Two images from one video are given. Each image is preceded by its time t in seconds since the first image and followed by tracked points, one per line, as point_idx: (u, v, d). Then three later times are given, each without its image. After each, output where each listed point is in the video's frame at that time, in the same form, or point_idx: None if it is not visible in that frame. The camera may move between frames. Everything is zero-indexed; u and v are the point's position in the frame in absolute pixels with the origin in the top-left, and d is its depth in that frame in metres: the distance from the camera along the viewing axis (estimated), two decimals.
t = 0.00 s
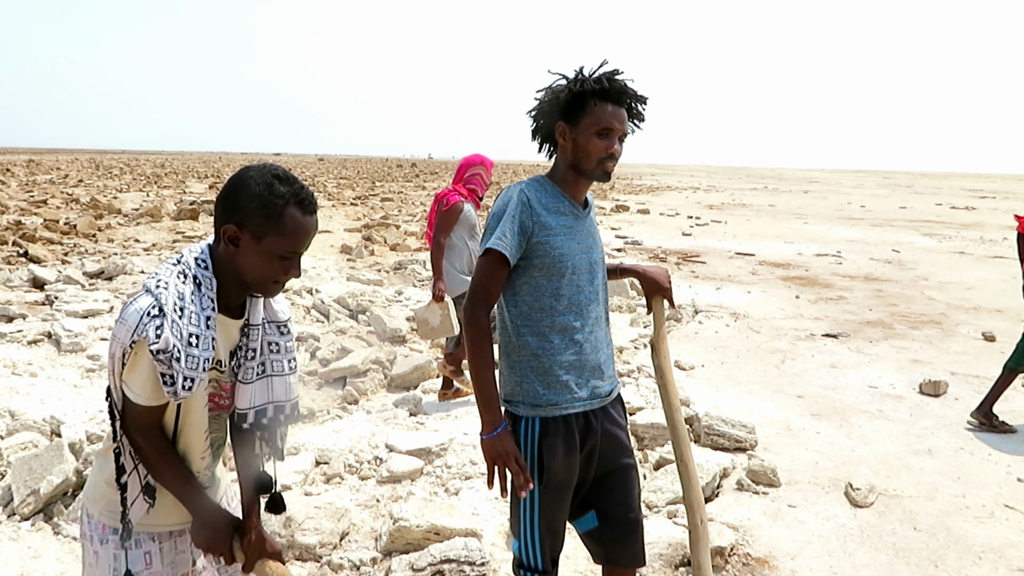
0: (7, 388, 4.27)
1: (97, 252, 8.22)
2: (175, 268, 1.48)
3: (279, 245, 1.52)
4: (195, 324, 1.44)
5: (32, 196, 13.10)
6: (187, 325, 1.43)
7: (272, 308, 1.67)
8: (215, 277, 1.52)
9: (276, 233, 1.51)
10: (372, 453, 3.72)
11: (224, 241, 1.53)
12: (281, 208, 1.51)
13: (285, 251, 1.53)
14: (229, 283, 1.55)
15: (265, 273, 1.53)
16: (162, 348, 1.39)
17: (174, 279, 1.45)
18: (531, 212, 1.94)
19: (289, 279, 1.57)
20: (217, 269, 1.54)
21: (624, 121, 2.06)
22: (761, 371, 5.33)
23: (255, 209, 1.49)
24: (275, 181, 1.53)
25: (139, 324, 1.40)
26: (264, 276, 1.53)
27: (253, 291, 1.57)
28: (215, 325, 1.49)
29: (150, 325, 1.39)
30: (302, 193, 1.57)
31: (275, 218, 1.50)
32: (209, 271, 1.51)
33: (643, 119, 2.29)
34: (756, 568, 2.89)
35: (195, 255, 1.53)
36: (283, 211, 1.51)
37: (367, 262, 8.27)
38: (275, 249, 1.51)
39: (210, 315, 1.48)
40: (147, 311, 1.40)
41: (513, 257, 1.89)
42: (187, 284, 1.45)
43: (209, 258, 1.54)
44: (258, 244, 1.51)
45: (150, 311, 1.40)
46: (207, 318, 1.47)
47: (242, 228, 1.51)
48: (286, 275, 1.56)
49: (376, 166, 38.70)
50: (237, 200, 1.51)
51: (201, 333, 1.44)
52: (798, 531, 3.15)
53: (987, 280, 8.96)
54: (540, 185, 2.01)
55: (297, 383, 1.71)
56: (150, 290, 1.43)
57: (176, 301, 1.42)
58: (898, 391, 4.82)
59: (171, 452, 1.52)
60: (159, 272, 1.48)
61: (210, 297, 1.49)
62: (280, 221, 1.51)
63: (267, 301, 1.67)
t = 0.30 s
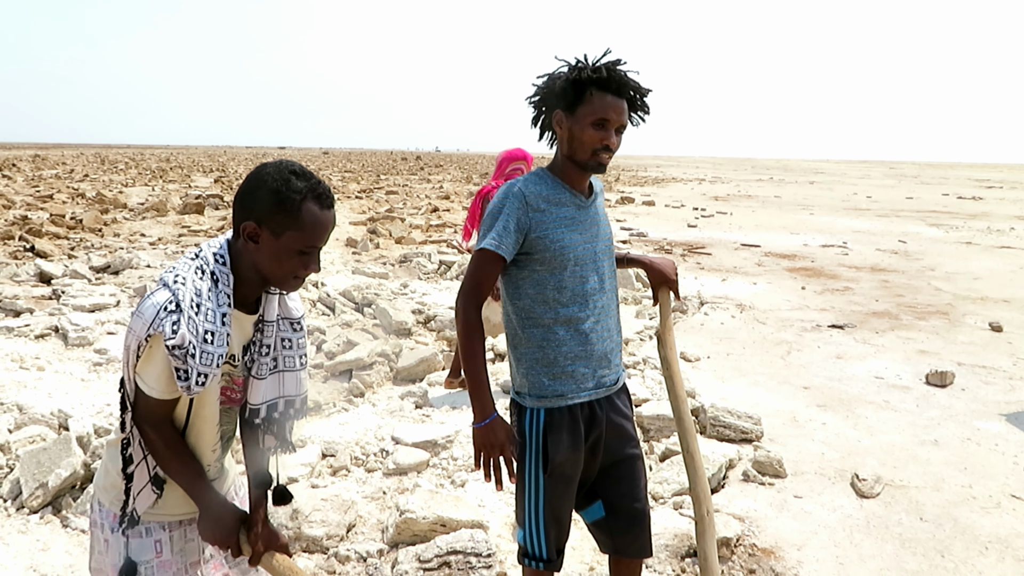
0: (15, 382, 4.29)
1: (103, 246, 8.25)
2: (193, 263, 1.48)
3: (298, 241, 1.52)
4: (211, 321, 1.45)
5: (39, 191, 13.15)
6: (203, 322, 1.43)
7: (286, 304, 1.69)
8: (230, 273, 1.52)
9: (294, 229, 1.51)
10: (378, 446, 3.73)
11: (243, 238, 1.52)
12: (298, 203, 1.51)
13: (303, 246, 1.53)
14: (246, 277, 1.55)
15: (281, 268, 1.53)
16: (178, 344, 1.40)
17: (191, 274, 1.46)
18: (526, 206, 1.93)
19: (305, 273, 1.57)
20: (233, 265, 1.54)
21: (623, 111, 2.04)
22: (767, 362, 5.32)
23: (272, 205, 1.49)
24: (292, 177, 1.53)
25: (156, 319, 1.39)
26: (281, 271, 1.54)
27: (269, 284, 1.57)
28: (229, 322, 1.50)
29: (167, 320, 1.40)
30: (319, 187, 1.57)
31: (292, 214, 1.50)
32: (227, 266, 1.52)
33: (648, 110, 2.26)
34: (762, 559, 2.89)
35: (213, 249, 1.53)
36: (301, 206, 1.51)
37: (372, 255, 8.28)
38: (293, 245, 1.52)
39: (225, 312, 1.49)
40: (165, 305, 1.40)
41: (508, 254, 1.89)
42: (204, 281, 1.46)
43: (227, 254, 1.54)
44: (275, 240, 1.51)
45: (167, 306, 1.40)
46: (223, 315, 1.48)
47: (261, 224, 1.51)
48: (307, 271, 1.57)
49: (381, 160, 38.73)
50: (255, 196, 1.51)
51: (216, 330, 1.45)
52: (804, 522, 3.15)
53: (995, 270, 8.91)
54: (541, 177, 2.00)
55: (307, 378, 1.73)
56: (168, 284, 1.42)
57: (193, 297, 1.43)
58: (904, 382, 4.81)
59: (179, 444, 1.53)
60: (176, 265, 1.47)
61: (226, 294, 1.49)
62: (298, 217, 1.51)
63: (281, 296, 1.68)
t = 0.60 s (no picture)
0: (11, 376, 4.28)
1: (99, 240, 8.22)
2: (190, 258, 1.48)
3: (299, 237, 1.51)
4: (208, 317, 1.44)
5: (33, 185, 13.08)
6: (200, 317, 1.43)
7: (284, 299, 1.67)
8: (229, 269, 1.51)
9: (294, 223, 1.49)
10: (375, 438, 3.73)
11: (243, 232, 1.52)
12: (300, 199, 1.50)
13: (304, 243, 1.52)
14: (245, 273, 1.54)
15: (281, 262, 1.52)
16: (175, 340, 1.39)
17: (189, 268, 1.45)
18: (520, 200, 1.92)
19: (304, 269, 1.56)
20: (231, 259, 1.53)
21: (607, 107, 1.98)
22: (764, 352, 5.33)
23: (275, 201, 1.49)
24: (294, 172, 1.52)
25: (153, 314, 1.39)
26: (281, 266, 1.53)
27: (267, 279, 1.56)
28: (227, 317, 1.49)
29: (164, 315, 1.39)
30: (321, 182, 1.56)
31: (296, 209, 1.49)
32: (225, 261, 1.51)
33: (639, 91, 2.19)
34: (758, 548, 2.90)
35: (213, 245, 1.52)
36: (303, 203, 1.50)
37: (368, 247, 8.26)
38: (293, 241, 1.50)
39: (224, 308, 1.48)
40: (162, 300, 1.40)
41: (505, 246, 1.87)
42: (201, 276, 1.45)
43: (224, 249, 1.53)
44: (277, 236, 1.50)
45: (164, 301, 1.39)
46: (220, 311, 1.47)
47: (262, 219, 1.50)
48: (306, 267, 1.55)
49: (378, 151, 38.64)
50: (257, 191, 1.50)
51: (213, 326, 1.45)
52: (801, 511, 3.16)
53: (991, 259, 8.93)
54: (532, 171, 1.99)
55: (307, 374, 1.71)
56: (165, 279, 1.42)
57: (190, 293, 1.42)
58: (900, 371, 4.82)
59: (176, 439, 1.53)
60: (174, 260, 1.47)
61: (223, 289, 1.48)
62: (299, 213, 1.50)
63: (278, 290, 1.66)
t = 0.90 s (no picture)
0: (8, 371, 4.27)
1: (95, 234, 8.19)
2: (178, 253, 1.46)
3: (286, 225, 1.50)
4: (199, 313, 1.43)
5: (28, 179, 13.02)
6: (191, 314, 1.42)
7: (275, 289, 1.66)
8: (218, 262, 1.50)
9: (281, 211, 1.49)
10: (373, 430, 3.73)
11: (229, 222, 1.51)
12: (285, 186, 1.49)
13: (291, 230, 1.51)
14: (234, 264, 1.53)
15: (270, 252, 1.51)
16: (166, 338, 1.39)
17: (178, 264, 1.44)
18: (521, 187, 1.93)
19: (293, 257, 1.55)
20: (220, 252, 1.52)
21: (615, 104, 1.97)
22: (761, 342, 5.34)
23: (259, 187, 1.47)
24: (279, 159, 1.51)
25: (143, 313, 1.39)
26: (269, 255, 1.52)
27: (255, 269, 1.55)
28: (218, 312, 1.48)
29: (154, 314, 1.39)
30: (307, 170, 1.55)
31: (281, 197, 1.48)
32: (214, 254, 1.50)
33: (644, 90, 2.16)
34: (756, 538, 2.91)
35: (200, 237, 1.51)
36: (288, 189, 1.49)
37: (365, 239, 8.24)
38: (281, 229, 1.50)
39: (214, 302, 1.47)
40: (151, 300, 1.39)
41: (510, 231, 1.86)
42: (190, 272, 1.44)
43: (213, 242, 1.51)
44: (263, 223, 1.49)
45: (153, 300, 1.39)
46: (211, 305, 1.46)
47: (247, 207, 1.49)
48: (294, 254, 1.55)
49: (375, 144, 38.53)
50: (243, 179, 1.48)
51: (205, 321, 1.44)
52: (799, 501, 3.17)
53: (988, 248, 8.93)
54: (531, 160, 1.98)
55: (300, 363, 1.71)
56: (153, 277, 1.41)
57: (179, 290, 1.41)
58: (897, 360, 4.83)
59: (173, 435, 1.54)
60: (163, 256, 1.46)
61: (213, 283, 1.47)
62: (285, 200, 1.49)
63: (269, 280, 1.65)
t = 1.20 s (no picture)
0: (8, 363, 4.27)
1: (94, 225, 8.17)
2: (180, 237, 1.46)
3: (287, 211, 1.50)
4: (196, 296, 1.43)
5: (26, 171, 12.97)
6: (187, 297, 1.42)
7: (278, 277, 1.66)
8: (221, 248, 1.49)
9: (283, 198, 1.49)
10: (374, 421, 3.73)
11: (233, 209, 1.51)
12: (287, 172, 1.48)
13: (294, 217, 1.51)
14: (235, 250, 1.53)
15: (272, 239, 1.52)
16: (161, 319, 1.38)
17: (177, 249, 1.44)
18: (524, 179, 1.91)
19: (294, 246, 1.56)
20: (223, 238, 1.51)
21: (623, 97, 1.97)
22: (761, 332, 5.34)
23: (261, 173, 1.47)
24: (280, 146, 1.50)
25: (140, 294, 1.38)
26: (272, 242, 1.52)
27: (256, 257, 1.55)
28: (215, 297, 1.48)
29: (151, 296, 1.38)
30: (309, 156, 1.54)
31: (283, 183, 1.48)
32: (216, 239, 1.49)
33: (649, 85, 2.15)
34: (756, 526, 2.92)
35: (203, 222, 1.50)
36: (290, 176, 1.49)
37: (365, 230, 8.22)
38: (283, 215, 1.50)
39: (213, 286, 1.47)
40: (149, 281, 1.39)
41: (507, 226, 1.85)
42: (190, 255, 1.44)
43: (216, 227, 1.51)
44: (265, 210, 1.49)
45: (151, 281, 1.38)
46: (208, 289, 1.45)
47: (251, 194, 1.49)
48: (297, 240, 1.55)
49: (374, 134, 38.40)
50: (244, 166, 1.49)
51: (201, 304, 1.43)
52: (798, 490, 3.18)
53: (988, 237, 8.92)
54: (533, 150, 1.97)
55: (303, 351, 1.71)
56: (154, 259, 1.41)
57: (177, 273, 1.41)
58: (897, 350, 4.83)
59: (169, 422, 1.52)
60: (164, 240, 1.46)
61: (212, 268, 1.47)
62: (287, 186, 1.49)
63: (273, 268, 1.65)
